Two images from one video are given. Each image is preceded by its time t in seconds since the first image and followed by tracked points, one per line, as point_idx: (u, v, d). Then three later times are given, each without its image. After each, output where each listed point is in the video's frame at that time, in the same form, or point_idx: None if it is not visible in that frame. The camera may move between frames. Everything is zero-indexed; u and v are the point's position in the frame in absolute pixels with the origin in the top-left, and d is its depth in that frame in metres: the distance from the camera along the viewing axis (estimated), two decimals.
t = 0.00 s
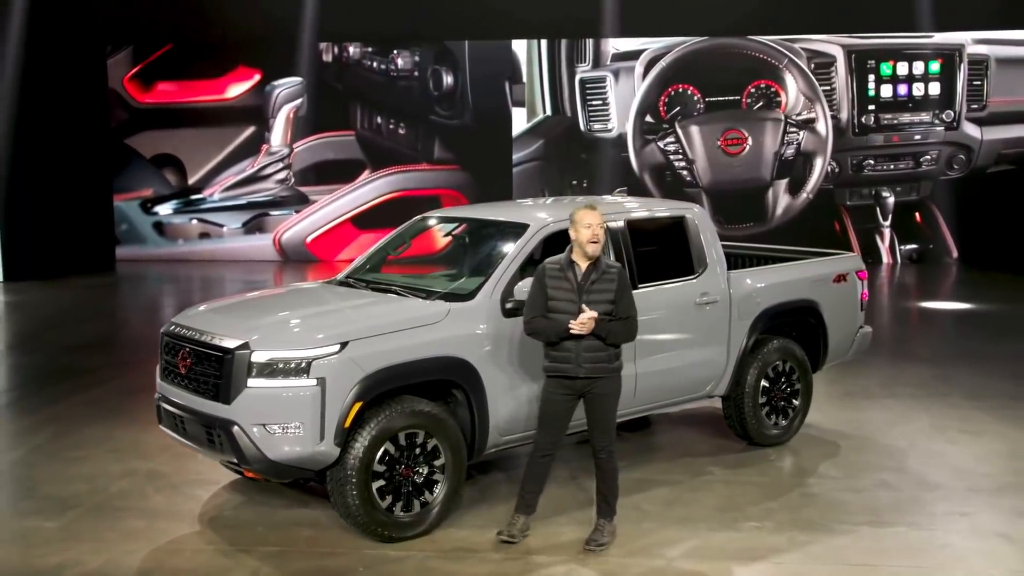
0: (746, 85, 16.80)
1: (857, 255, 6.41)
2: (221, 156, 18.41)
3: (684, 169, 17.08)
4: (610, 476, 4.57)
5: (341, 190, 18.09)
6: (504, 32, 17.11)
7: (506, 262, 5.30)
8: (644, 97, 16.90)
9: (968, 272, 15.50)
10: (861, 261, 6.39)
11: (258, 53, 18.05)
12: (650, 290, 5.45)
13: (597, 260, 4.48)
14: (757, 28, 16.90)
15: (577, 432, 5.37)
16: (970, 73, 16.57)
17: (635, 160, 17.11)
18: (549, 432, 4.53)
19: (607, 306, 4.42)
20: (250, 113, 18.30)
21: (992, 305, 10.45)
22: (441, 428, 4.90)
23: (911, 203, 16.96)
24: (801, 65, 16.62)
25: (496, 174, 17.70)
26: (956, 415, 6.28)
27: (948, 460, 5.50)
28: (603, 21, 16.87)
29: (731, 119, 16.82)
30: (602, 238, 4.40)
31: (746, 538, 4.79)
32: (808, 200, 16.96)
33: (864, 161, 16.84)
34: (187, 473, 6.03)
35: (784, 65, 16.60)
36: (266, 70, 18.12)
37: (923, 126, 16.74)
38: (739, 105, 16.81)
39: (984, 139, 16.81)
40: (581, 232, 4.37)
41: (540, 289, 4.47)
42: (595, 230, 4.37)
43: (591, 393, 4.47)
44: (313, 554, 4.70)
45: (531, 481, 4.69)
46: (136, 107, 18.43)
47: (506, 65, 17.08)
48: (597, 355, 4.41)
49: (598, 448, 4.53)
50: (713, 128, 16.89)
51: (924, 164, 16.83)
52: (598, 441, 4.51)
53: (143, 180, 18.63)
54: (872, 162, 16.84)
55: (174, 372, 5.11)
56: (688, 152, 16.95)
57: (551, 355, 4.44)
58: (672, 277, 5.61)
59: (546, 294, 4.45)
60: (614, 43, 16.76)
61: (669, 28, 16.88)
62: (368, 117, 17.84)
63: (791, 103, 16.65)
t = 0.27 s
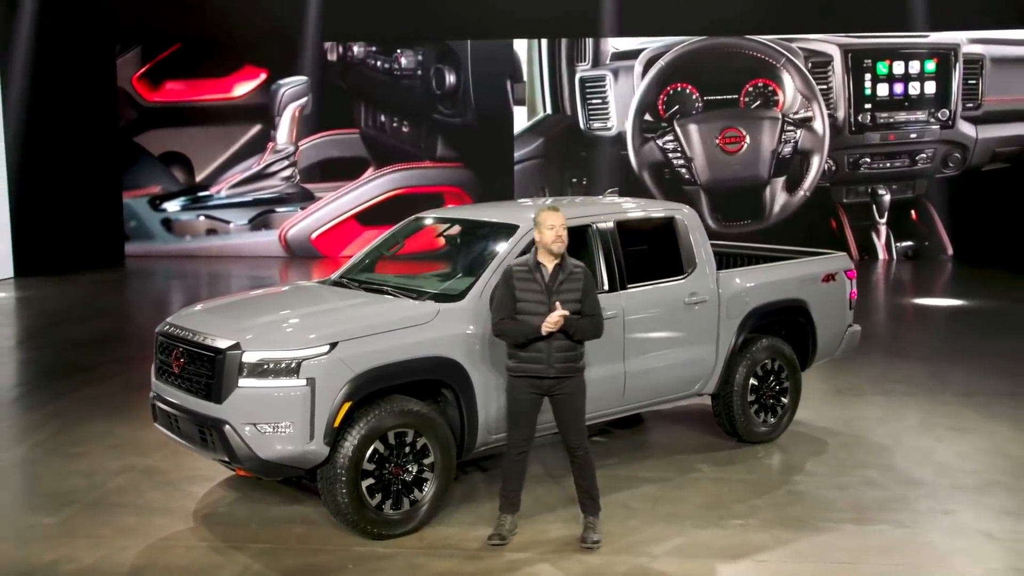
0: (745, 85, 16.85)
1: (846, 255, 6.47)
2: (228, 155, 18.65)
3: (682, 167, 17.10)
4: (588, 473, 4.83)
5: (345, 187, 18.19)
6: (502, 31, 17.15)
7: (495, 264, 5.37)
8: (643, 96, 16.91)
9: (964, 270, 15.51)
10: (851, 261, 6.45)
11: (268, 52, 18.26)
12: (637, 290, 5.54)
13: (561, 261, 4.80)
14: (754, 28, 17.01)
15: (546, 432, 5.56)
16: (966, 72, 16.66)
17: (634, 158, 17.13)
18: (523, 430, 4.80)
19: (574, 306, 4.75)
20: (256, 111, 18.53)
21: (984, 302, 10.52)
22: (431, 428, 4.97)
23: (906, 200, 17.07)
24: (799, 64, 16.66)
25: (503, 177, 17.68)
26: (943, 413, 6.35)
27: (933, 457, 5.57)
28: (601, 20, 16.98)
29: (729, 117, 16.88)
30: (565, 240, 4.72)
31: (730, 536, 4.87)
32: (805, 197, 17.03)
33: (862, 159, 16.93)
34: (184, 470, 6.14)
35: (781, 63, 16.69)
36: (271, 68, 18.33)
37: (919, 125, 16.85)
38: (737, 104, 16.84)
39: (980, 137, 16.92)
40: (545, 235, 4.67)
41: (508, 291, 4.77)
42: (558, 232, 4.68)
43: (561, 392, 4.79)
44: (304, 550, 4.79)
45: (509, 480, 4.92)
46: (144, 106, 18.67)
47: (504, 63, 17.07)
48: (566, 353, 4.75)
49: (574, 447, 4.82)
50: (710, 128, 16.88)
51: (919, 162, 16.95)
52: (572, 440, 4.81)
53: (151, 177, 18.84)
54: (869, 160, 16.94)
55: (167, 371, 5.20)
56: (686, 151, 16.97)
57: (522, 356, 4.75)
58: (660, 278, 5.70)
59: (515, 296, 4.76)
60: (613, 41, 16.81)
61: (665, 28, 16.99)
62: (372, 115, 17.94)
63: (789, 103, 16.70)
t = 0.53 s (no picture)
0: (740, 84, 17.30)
1: (833, 254, 6.54)
2: (234, 153, 18.74)
3: (680, 165, 17.59)
4: (570, 471, 5.01)
5: (348, 184, 18.42)
6: (504, 32, 17.67)
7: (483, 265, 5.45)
8: (641, 95, 17.40)
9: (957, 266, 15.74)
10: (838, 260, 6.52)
11: (271, 51, 18.44)
12: (626, 290, 5.61)
13: (536, 262, 5.00)
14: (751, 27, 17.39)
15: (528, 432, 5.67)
16: (959, 72, 16.98)
17: (632, 156, 17.61)
18: (508, 429, 4.95)
19: (553, 304, 4.94)
20: (261, 110, 18.65)
21: (975, 299, 10.66)
22: (419, 427, 5.05)
23: (900, 198, 17.32)
24: (795, 61, 17.10)
25: (502, 175, 18.12)
26: (930, 412, 6.42)
27: (917, 455, 5.64)
28: (600, 22, 17.52)
29: (727, 115, 17.26)
30: (538, 240, 4.91)
31: (713, 533, 4.94)
32: (800, 195, 17.41)
33: (855, 157, 17.27)
34: (180, 466, 6.27)
35: (777, 63, 17.07)
36: (276, 68, 18.47)
37: (911, 123, 17.11)
38: (734, 102, 17.27)
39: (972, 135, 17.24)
40: (517, 237, 4.87)
41: (488, 294, 4.95)
42: (530, 234, 4.87)
43: (545, 392, 4.95)
44: (293, 547, 4.88)
45: (496, 479, 5.03)
46: (152, 105, 18.75)
47: (507, 63, 17.56)
48: (548, 350, 4.92)
49: (559, 447, 4.99)
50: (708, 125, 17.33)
51: (913, 160, 17.20)
52: (556, 439, 4.97)
53: (159, 175, 18.93)
54: (863, 158, 17.29)
55: (161, 370, 5.30)
56: (683, 148, 17.43)
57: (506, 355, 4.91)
58: (648, 278, 5.77)
59: (495, 299, 4.94)
60: (612, 41, 17.29)
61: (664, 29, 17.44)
62: (375, 113, 18.22)
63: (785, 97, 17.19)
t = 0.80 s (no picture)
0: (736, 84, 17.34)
1: (821, 254, 6.62)
2: (238, 151, 18.89)
3: (677, 163, 17.66)
4: (558, 469, 5.06)
5: (351, 182, 18.56)
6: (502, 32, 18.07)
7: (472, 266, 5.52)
8: (638, 95, 17.45)
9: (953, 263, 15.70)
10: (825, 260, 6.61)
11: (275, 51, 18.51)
12: (614, 290, 5.67)
13: (526, 263, 5.02)
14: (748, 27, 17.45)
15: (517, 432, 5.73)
16: (953, 72, 16.94)
17: (630, 155, 17.69)
18: (498, 429, 4.99)
19: (543, 305, 4.97)
20: (265, 109, 18.77)
21: (967, 295, 10.73)
22: (408, 426, 5.13)
23: (894, 196, 17.39)
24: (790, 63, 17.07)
25: (503, 175, 18.26)
26: (917, 411, 6.49)
27: (902, 454, 5.70)
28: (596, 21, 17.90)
29: (723, 114, 17.33)
30: (526, 243, 4.93)
31: (697, 530, 5.01)
32: (796, 192, 17.47)
33: (851, 156, 17.32)
34: (178, 464, 6.38)
35: (773, 62, 17.09)
36: (281, 68, 18.54)
37: (906, 123, 17.11)
38: (730, 101, 17.32)
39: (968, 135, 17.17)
40: (505, 241, 4.88)
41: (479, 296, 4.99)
42: (517, 237, 4.89)
43: (536, 393, 4.99)
44: (283, 544, 4.96)
45: (485, 478, 5.08)
46: (159, 104, 18.82)
47: (506, 62, 17.68)
48: (538, 349, 4.95)
49: (547, 446, 5.04)
50: (703, 124, 17.40)
51: (908, 159, 17.22)
52: (546, 438, 5.02)
53: (166, 172, 19.06)
54: (858, 157, 17.34)
55: (154, 370, 5.39)
56: (680, 147, 17.49)
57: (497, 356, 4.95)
58: (637, 278, 5.83)
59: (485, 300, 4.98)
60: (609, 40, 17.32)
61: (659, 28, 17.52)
62: (377, 112, 18.36)
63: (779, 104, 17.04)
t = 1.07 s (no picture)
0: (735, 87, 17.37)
1: (809, 255, 6.69)
2: (243, 151, 19.08)
3: (674, 164, 17.71)
4: (546, 469, 5.11)
5: (354, 181, 18.71)
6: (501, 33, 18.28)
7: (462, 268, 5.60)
8: (636, 96, 17.50)
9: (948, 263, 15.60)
10: (813, 261, 6.68)
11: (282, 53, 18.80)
12: (603, 291, 5.73)
13: (515, 266, 5.07)
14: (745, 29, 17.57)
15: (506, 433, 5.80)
16: (946, 74, 16.96)
17: (628, 155, 17.77)
18: (487, 430, 5.03)
19: (532, 307, 5.02)
20: (270, 109, 18.97)
21: (958, 294, 10.81)
22: (397, 426, 5.21)
23: (889, 196, 17.48)
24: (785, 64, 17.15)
25: (502, 174, 18.44)
26: (903, 410, 6.56)
27: (886, 454, 5.78)
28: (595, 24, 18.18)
29: (721, 115, 17.42)
30: (515, 247, 4.98)
31: (681, 529, 5.08)
32: (793, 193, 17.58)
33: (846, 157, 17.43)
34: (176, 463, 6.50)
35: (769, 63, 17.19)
36: (286, 69, 18.82)
37: (899, 126, 17.18)
38: (728, 102, 17.37)
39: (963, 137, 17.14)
40: (495, 243, 4.94)
41: (468, 298, 5.03)
42: (507, 241, 4.94)
43: (525, 394, 5.03)
44: (274, 542, 5.05)
45: (474, 478, 5.15)
46: (166, 104, 19.20)
47: (505, 64, 17.86)
48: (526, 351, 4.98)
49: (535, 446, 5.08)
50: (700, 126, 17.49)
51: (902, 159, 17.28)
52: (534, 439, 5.07)
53: (171, 172, 19.33)
54: (854, 157, 17.46)
55: (149, 370, 5.49)
56: (677, 148, 17.55)
57: (487, 358, 4.97)
58: (626, 279, 5.90)
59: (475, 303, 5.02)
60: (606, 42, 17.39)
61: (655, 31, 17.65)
62: (380, 113, 18.51)
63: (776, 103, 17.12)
